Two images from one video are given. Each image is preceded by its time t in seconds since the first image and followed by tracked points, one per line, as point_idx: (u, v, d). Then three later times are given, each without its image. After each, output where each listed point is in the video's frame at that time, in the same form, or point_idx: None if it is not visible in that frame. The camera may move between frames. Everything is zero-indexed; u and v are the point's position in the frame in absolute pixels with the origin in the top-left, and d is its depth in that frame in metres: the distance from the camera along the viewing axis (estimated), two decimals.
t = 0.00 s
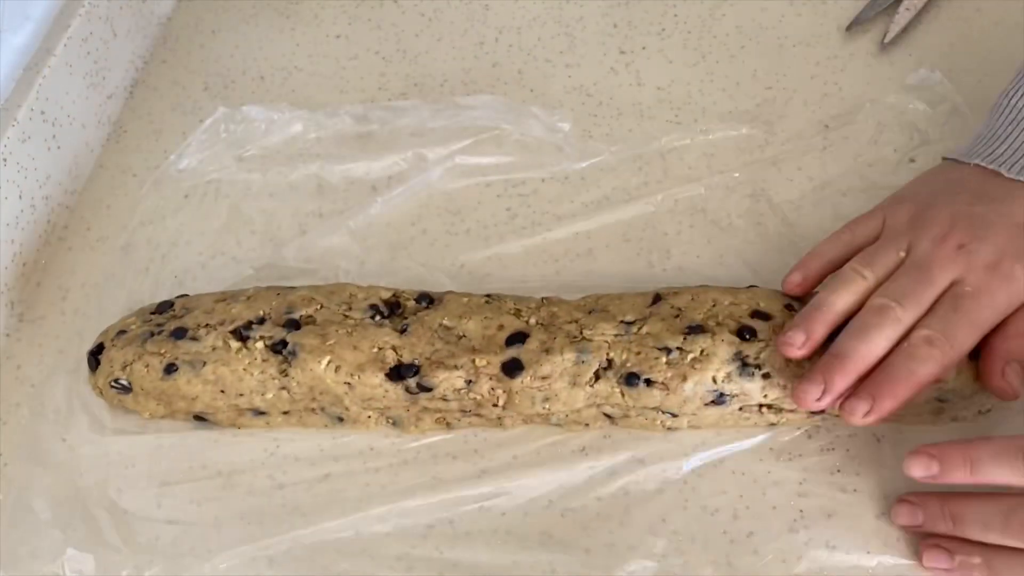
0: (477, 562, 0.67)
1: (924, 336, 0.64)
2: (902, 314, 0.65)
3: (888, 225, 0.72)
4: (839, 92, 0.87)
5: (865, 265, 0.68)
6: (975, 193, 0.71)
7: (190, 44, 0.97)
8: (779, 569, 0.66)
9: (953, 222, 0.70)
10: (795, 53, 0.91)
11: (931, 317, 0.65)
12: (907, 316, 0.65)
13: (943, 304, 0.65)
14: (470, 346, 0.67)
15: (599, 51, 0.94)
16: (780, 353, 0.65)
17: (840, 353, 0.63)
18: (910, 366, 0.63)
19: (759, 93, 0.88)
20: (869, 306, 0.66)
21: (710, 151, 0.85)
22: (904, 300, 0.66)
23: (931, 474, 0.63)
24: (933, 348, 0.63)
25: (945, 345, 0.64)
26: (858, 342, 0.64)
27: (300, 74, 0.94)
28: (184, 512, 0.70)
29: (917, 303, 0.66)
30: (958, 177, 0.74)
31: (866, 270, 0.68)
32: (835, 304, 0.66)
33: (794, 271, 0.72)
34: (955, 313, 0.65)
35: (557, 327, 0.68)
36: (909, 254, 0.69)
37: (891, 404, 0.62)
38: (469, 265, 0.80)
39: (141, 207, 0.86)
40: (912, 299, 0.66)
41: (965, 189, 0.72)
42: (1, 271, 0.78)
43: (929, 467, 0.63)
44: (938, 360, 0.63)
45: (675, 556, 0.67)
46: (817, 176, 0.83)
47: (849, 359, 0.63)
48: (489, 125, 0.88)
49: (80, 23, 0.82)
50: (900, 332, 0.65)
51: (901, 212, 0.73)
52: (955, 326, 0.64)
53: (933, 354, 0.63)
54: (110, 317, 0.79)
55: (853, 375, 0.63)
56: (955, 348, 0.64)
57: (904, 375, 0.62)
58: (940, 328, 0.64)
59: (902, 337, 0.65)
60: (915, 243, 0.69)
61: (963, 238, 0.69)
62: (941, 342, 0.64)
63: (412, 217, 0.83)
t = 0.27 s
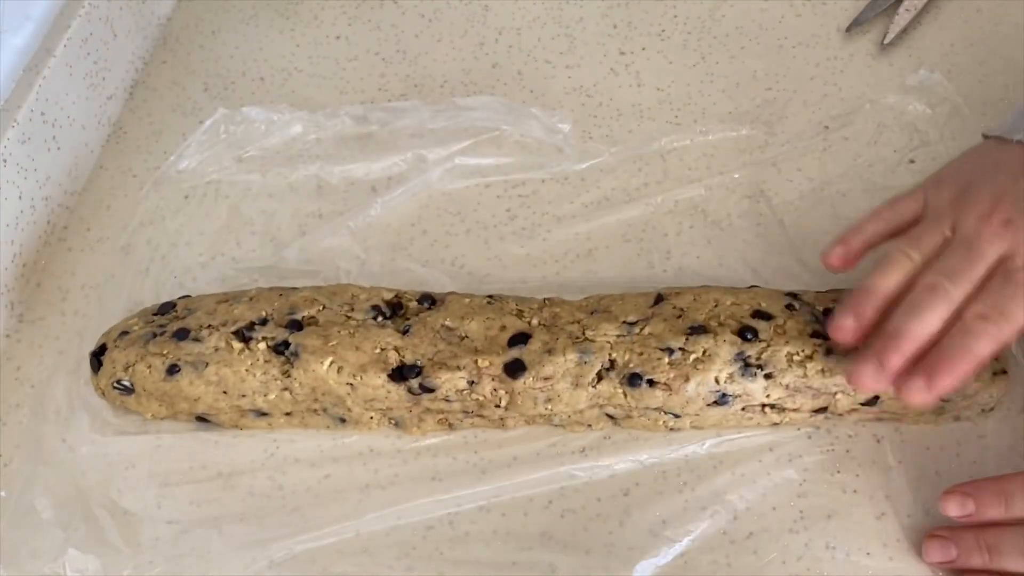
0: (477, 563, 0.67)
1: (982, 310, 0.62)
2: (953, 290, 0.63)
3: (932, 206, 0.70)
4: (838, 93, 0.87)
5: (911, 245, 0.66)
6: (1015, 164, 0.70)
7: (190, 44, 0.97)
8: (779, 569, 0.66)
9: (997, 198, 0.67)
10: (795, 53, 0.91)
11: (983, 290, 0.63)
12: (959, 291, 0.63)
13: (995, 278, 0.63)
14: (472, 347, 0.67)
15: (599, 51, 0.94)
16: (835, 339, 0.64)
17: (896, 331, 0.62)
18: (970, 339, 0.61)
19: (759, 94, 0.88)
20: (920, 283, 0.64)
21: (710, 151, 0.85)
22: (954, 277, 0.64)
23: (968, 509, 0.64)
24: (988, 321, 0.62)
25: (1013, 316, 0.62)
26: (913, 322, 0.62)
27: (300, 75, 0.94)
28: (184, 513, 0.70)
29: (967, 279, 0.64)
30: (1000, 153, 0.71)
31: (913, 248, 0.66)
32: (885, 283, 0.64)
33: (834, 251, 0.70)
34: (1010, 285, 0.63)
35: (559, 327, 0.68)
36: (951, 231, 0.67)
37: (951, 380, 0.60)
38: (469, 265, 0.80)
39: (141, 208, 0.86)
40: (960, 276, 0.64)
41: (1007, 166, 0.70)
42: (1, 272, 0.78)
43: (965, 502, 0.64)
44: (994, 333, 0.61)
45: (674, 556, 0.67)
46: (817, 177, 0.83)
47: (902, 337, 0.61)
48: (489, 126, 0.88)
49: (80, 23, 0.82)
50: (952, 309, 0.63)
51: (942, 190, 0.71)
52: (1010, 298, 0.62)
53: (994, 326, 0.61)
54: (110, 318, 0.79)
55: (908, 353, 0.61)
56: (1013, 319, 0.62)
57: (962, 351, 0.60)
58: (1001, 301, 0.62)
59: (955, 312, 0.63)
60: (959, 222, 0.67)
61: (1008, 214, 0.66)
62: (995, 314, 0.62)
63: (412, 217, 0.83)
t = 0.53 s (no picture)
0: (477, 562, 0.67)
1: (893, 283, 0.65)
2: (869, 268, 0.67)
3: (879, 193, 0.73)
4: (838, 92, 0.87)
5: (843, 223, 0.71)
6: (971, 166, 0.71)
7: (190, 43, 0.97)
8: (779, 568, 0.66)
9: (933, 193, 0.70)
10: (795, 53, 0.91)
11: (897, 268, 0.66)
12: (875, 267, 0.66)
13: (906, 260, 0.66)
14: (474, 345, 0.67)
15: (599, 50, 0.94)
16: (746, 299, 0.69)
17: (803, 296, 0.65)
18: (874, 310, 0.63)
19: (759, 93, 0.88)
20: (844, 254, 0.67)
21: (710, 151, 0.85)
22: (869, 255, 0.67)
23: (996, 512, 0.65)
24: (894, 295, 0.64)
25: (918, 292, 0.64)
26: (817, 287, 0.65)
27: (300, 74, 0.94)
28: (185, 512, 0.70)
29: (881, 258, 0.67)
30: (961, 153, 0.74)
31: (842, 228, 0.70)
32: (805, 250, 0.69)
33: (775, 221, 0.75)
34: (921, 266, 0.65)
35: (560, 326, 0.68)
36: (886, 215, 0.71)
37: (838, 345, 0.63)
38: (469, 265, 0.80)
39: (141, 207, 0.86)
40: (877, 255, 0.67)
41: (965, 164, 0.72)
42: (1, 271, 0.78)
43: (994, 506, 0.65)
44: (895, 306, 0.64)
45: (674, 556, 0.67)
46: (817, 176, 0.83)
47: (809, 297, 0.65)
48: (489, 125, 0.88)
49: (80, 22, 0.82)
50: (862, 281, 0.66)
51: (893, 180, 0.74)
52: (910, 277, 0.65)
53: (895, 298, 0.64)
54: (110, 317, 0.79)
55: (808, 314, 0.65)
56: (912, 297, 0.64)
57: (858, 321, 0.63)
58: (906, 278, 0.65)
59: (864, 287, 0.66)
60: (894, 208, 0.71)
61: (943, 205, 0.69)
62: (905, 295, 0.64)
63: (412, 216, 0.83)
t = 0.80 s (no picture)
0: (476, 562, 0.67)
1: (776, 341, 0.64)
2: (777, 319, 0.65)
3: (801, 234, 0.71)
4: (838, 93, 0.87)
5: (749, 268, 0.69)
6: (890, 213, 0.68)
7: (190, 44, 0.97)
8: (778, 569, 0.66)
9: (855, 238, 0.68)
10: (795, 53, 0.91)
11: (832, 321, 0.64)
12: (768, 320, 0.65)
13: (849, 308, 0.64)
14: (473, 346, 0.67)
15: (599, 51, 0.94)
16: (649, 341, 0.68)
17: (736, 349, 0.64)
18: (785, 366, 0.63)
19: (759, 93, 0.88)
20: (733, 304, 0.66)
21: (710, 151, 0.85)
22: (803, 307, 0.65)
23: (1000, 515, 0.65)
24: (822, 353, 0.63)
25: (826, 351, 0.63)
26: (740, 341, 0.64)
27: (300, 74, 0.94)
28: (184, 512, 0.70)
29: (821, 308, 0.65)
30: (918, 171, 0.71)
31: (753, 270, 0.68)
32: (708, 292, 0.67)
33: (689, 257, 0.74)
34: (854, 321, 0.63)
35: (559, 326, 0.68)
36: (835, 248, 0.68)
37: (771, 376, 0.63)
38: (469, 265, 0.80)
39: (141, 207, 0.86)
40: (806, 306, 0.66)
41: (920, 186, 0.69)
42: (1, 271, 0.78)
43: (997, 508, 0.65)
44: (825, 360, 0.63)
45: (674, 556, 0.67)
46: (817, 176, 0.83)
47: (693, 348, 0.64)
48: (488, 126, 0.88)
49: (80, 23, 0.82)
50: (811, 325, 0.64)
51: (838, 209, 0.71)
52: (849, 337, 0.63)
53: (812, 358, 0.63)
54: (110, 318, 0.79)
55: (693, 364, 0.64)
56: (841, 353, 0.63)
57: (745, 376, 0.62)
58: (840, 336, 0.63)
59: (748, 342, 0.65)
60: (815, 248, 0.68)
61: (856, 256, 0.67)
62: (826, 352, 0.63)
63: (412, 217, 0.83)
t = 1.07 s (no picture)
0: (476, 562, 0.67)
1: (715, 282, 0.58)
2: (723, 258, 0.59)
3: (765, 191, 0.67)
4: (838, 92, 0.87)
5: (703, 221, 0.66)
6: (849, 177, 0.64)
7: (190, 44, 0.97)
8: (778, 570, 0.66)
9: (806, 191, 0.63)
10: (795, 53, 0.91)
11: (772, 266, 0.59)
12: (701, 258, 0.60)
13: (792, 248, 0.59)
14: (473, 346, 0.67)
15: (599, 51, 0.94)
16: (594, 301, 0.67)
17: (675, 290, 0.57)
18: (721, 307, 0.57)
19: (759, 93, 0.88)
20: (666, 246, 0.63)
21: (710, 151, 0.85)
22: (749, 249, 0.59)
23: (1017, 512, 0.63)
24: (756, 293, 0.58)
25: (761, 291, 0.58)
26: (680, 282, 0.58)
27: (300, 74, 0.94)
28: (184, 512, 0.70)
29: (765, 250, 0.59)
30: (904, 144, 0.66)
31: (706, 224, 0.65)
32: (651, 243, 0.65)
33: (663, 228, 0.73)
34: (789, 259, 0.59)
35: (558, 327, 0.68)
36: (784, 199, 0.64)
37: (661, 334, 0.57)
38: (469, 266, 0.80)
39: (141, 207, 0.86)
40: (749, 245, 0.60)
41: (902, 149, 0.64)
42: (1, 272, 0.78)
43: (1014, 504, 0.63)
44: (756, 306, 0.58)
45: (674, 557, 0.67)
46: (817, 176, 0.83)
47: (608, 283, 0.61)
48: (489, 126, 0.88)
49: (79, 23, 0.82)
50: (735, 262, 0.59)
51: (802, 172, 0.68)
52: (786, 279, 0.58)
53: (744, 299, 0.58)
54: (110, 318, 0.79)
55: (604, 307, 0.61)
56: (777, 299, 0.58)
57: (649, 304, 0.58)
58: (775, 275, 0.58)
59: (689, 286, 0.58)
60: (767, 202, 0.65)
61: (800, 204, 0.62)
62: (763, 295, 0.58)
63: (412, 217, 0.83)
